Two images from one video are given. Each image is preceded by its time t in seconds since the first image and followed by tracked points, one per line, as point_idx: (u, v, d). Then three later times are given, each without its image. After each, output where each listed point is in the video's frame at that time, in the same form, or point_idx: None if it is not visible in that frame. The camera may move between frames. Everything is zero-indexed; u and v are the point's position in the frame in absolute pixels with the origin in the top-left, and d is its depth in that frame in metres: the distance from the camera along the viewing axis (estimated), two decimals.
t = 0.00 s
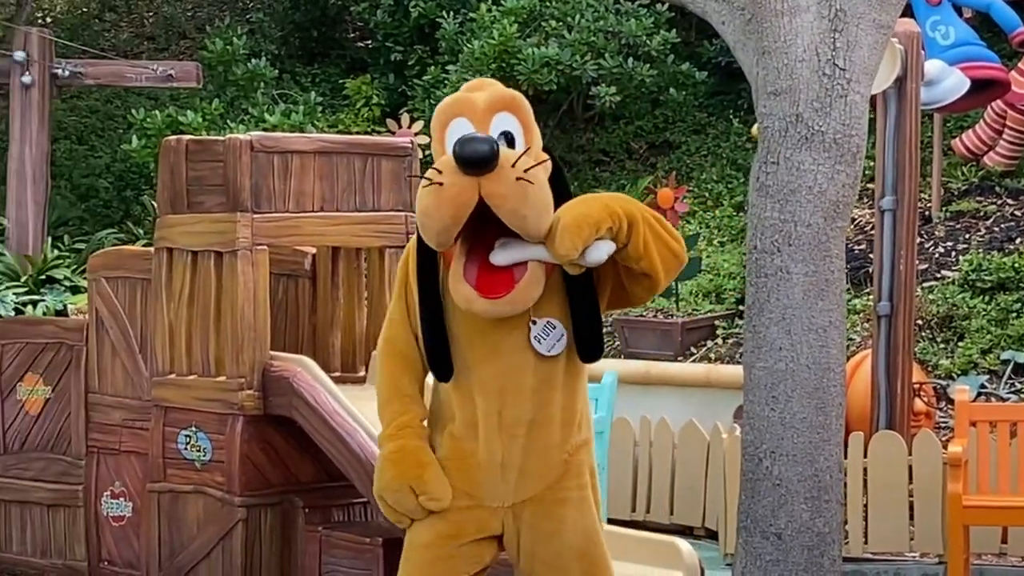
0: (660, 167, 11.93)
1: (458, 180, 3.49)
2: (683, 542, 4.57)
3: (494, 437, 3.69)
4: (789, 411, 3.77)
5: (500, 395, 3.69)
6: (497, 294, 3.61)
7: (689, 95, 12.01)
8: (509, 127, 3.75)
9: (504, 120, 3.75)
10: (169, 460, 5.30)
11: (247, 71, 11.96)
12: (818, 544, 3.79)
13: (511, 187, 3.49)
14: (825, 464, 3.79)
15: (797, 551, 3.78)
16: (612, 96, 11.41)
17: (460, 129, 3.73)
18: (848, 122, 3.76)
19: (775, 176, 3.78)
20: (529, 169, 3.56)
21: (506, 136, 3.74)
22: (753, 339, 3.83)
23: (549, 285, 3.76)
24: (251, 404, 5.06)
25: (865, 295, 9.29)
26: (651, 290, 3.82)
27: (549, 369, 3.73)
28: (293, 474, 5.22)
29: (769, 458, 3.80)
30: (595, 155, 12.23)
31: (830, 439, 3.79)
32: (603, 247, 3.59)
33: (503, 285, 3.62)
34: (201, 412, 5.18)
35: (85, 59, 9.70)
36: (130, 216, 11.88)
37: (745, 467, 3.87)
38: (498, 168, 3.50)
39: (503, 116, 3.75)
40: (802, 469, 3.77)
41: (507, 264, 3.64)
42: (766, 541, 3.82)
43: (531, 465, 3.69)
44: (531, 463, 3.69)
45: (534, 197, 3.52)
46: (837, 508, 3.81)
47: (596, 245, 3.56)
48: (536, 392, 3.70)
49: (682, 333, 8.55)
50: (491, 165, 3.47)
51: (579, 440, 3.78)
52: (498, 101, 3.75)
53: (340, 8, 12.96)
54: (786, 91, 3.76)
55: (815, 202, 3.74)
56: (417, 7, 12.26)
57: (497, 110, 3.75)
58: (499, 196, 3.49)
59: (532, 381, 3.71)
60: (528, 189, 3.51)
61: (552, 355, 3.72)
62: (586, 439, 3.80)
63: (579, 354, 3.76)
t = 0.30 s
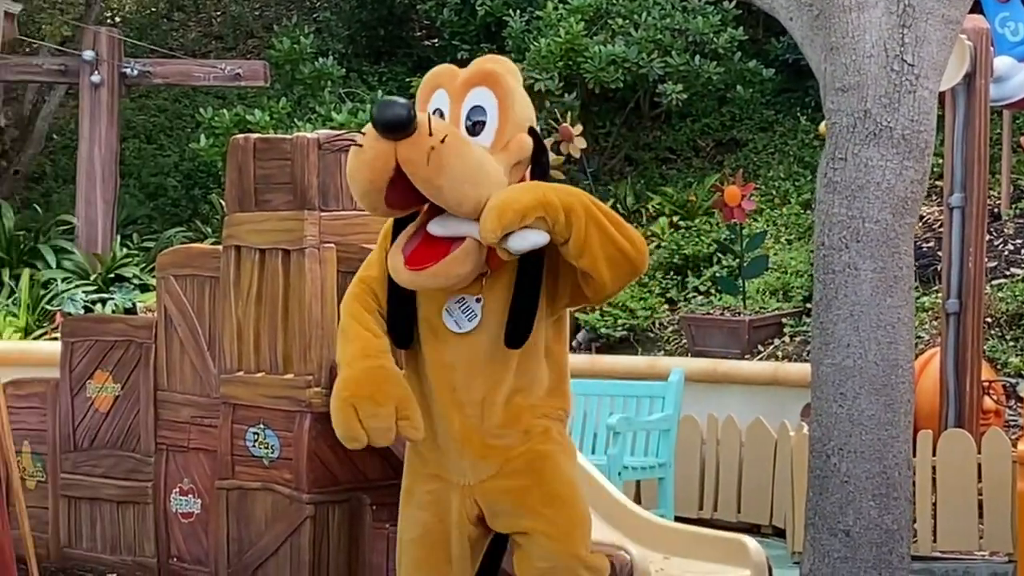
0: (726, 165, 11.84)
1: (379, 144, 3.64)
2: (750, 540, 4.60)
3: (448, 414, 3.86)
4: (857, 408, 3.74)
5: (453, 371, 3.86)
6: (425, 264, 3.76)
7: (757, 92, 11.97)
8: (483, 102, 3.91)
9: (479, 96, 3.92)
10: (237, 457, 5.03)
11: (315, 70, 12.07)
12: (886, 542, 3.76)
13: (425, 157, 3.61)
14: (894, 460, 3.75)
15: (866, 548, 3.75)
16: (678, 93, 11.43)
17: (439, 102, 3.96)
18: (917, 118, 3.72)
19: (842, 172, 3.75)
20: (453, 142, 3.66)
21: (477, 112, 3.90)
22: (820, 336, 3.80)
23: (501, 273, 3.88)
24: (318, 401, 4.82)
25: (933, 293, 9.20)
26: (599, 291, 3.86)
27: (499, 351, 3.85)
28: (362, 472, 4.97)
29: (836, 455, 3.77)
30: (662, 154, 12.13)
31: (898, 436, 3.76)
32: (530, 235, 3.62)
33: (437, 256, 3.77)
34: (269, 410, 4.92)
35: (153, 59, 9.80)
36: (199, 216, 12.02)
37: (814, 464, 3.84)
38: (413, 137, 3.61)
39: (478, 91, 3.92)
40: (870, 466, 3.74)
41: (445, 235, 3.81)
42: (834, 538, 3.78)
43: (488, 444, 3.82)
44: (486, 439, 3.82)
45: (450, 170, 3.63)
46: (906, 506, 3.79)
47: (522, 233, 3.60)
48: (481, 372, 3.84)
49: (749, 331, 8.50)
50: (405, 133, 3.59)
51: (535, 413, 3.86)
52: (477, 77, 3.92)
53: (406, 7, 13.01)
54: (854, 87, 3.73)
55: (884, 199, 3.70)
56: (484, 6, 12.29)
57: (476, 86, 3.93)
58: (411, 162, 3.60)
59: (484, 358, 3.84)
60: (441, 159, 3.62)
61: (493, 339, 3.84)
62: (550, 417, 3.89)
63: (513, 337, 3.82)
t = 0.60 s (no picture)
0: (802, 162, 11.67)
1: (348, 139, 3.38)
2: (826, 538, 4.52)
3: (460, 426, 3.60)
4: (931, 406, 3.87)
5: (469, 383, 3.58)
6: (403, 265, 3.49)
7: (833, 88, 11.86)
8: (485, 102, 3.68)
9: (483, 96, 3.70)
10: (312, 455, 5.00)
11: (390, 69, 12.13)
12: (961, 540, 3.89)
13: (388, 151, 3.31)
14: (967, 459, 3.88)
15: (939, 547, 3.88)
16: (754, 91, 11.33)
17: (447, 104, 3.80)
18: (991, 114, 3.85)
19: (916, 169, 3.89)
20: (423, 138, 3.36)
21: (478, 111, 3.68)
22: (894, 334, 3.95)
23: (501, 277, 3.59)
24: (393, 399, 4.76)
25: (1012, 291, 9.03)
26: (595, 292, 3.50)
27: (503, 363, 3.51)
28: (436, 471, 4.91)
29: (910, 453, 3.90)
30: (737, 151, 11.99)
31: (972, 435, 3.89)
32: (497, 230, 3.32)
33: (417, 258, 3.51)
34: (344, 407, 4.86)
35: (230, 59, 9.90)
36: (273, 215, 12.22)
37: (887, 462, 3.98)
38: (378, 130, 3.31)
39: (482, 91, 3.71)
40: (945, 465, 3.87)
41: (430, 238, 3.53)
42: (908, 536, 3.93)
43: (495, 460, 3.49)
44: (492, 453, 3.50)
45: (419, 166, 3.33)
46: (980, 504, 3.92)
47: (491, 224, 3.31)
48: (481, 390, 3.53)
49: (826, 330, 8.42)
50: (370, 125, 3.29)
51: (536, 439, 3.48)
52: (483, 78, 3.72)
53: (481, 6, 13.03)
54: (927, 84, 3.87)
55: (958, 196, 3.84)
56: (558, 5, 12.30)
57: (481, 86, 3.72)
58: (375, 159, 3.31)
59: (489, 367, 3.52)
60: (408, 155, 3.32)
61: (484, 350, 3.51)
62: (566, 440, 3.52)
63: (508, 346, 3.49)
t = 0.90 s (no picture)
0: (884, 161, 11.56)
1: (364, 150, 3.34)
2: (909, 540, 4.45)
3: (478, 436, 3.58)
4: (1013, 405, 4.33)
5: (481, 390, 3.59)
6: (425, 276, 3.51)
7: (914, 87, 11.67)
8: (504, 97, 3.63)
9: (502, 90, 3.64)
10: (395, 456, 5.13)
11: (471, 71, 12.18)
12: None
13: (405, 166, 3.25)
14: None
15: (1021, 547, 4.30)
16: (836, 90, 11.23)
17: (466, 97, 3.79)
18: None
19: (997, 169, 4.42)
20: (440, 151, 3.31)
21: (497, 107, 3.63)
22: (976, 334, 4.46)
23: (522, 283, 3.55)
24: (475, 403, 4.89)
25: None
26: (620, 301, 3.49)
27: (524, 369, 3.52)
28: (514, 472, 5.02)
29: (992, 453, 4.37)
30: (819, 150, 11.87)
31: None
32: (522, 245, 3.27)
33: (441, 267, 3.52)
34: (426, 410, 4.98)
35: (310, 61, 10.02)
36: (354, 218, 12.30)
37: (970, 462, 4.46)
38: (395, 143, 3.24)
39: (500, 86, 3.64)
40: None
41: (452, 246, 3.53)
42: (990, 536, 4.37)
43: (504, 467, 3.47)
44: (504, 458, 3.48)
45: (439, 181, 3.30)
46: None
47: (513, 239, 3.27)
48: (496, 395, 3.54)
49: (908, 329, 8.29)
50: (389, 138, 3.19)
51: (540, 446, 3.44)
52: (501, 71, 3.65)
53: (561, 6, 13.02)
54: (1008, 82, 4.40)
55: None
56: (639, 5, 12.29)
57: (499, 79, 3.66)
58: (394, 173, 3.25)
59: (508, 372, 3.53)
60: (424, 169, 3.26)
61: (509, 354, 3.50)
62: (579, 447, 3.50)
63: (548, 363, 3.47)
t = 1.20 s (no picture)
0: (976, 159, 11.29)
1: (385, 179, 3.11)
2: (1005, 542, 4.42)
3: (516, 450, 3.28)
4: None
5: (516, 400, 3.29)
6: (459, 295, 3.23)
7: (1006, 84, 11.44)
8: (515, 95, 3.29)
9: (512, 87, 3.30)
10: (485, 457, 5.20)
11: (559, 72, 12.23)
12: None
13: (431, 191, 2.98)
14: None
15: None
16: (925, 87, 11.08)
17: (472, 96, 3.42)
18: None
19: None
20: (464, 167, 3.02)
21: (509, 107, 3.29)
22: None
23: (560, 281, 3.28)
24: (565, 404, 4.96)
25: None
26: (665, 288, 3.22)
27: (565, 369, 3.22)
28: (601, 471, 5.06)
29: None
30: (909, 148, 11.67)
31: None
32: (566, 252, 3.00)
33: (474, 284, 3.24)
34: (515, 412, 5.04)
35: (397, 63, 10.10)
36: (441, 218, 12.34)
37: None
38: (415, 169, 2.97)
39: (508, 84, 3.30)
40: None
41: (484, 258, 3.25)
42: None
43: (557, 481, 3.21)
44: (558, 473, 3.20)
45: (468, 199, 3.02)
46: None
47: (557, 250, 3.00)
48: (533, 397, 3.22)
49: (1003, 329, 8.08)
50: (408, 164, 2.93)
51: (604, 454, 3.22)
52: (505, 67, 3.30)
53: (648, 6, 13.02)
54: None
55: None
56: (726, 3, 12.21)
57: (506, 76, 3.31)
58: (417, 198, 3.00)
59: (547, 379, 3.22)
60: (452, 190, 2.99)
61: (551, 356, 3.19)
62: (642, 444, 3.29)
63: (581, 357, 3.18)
